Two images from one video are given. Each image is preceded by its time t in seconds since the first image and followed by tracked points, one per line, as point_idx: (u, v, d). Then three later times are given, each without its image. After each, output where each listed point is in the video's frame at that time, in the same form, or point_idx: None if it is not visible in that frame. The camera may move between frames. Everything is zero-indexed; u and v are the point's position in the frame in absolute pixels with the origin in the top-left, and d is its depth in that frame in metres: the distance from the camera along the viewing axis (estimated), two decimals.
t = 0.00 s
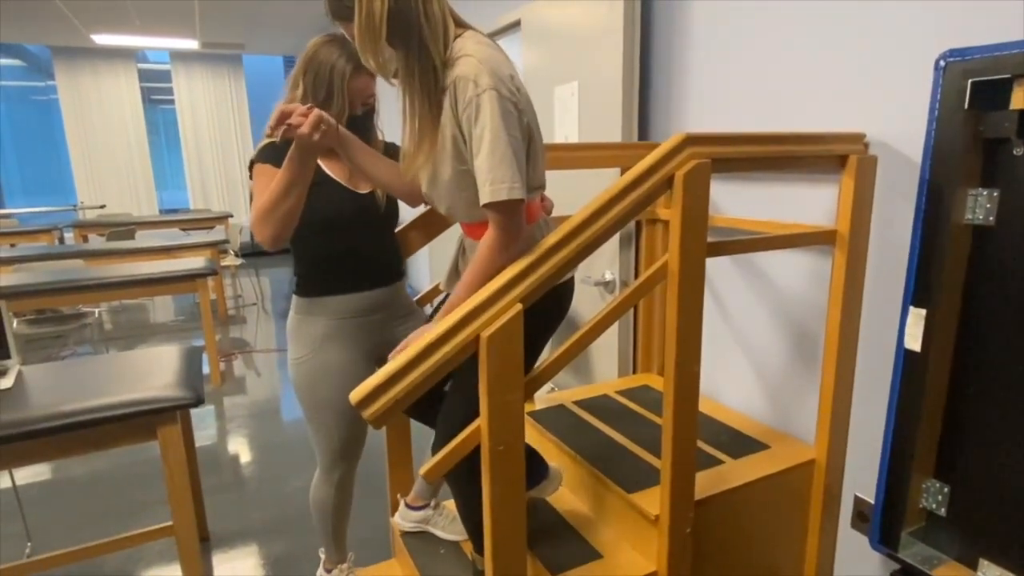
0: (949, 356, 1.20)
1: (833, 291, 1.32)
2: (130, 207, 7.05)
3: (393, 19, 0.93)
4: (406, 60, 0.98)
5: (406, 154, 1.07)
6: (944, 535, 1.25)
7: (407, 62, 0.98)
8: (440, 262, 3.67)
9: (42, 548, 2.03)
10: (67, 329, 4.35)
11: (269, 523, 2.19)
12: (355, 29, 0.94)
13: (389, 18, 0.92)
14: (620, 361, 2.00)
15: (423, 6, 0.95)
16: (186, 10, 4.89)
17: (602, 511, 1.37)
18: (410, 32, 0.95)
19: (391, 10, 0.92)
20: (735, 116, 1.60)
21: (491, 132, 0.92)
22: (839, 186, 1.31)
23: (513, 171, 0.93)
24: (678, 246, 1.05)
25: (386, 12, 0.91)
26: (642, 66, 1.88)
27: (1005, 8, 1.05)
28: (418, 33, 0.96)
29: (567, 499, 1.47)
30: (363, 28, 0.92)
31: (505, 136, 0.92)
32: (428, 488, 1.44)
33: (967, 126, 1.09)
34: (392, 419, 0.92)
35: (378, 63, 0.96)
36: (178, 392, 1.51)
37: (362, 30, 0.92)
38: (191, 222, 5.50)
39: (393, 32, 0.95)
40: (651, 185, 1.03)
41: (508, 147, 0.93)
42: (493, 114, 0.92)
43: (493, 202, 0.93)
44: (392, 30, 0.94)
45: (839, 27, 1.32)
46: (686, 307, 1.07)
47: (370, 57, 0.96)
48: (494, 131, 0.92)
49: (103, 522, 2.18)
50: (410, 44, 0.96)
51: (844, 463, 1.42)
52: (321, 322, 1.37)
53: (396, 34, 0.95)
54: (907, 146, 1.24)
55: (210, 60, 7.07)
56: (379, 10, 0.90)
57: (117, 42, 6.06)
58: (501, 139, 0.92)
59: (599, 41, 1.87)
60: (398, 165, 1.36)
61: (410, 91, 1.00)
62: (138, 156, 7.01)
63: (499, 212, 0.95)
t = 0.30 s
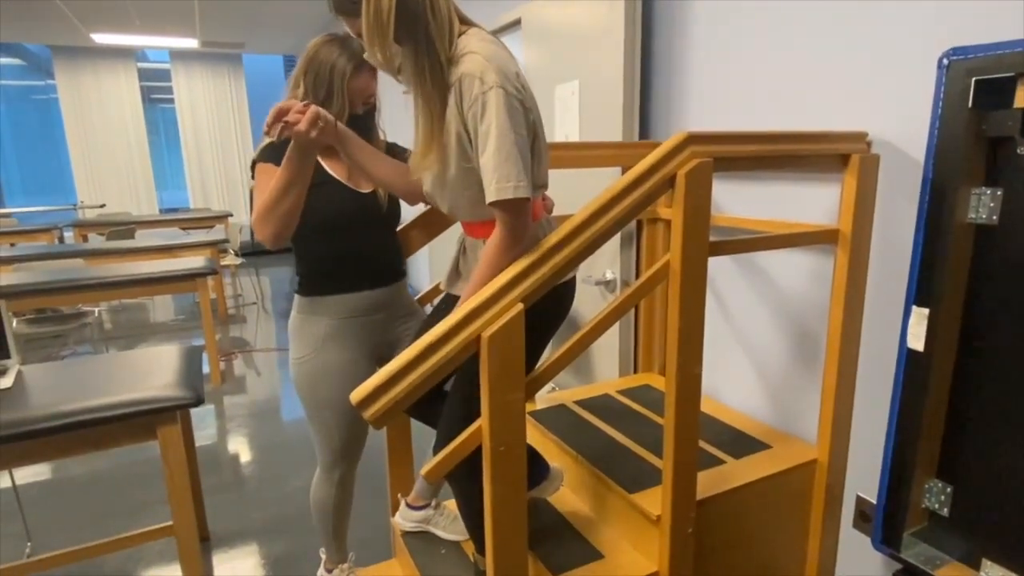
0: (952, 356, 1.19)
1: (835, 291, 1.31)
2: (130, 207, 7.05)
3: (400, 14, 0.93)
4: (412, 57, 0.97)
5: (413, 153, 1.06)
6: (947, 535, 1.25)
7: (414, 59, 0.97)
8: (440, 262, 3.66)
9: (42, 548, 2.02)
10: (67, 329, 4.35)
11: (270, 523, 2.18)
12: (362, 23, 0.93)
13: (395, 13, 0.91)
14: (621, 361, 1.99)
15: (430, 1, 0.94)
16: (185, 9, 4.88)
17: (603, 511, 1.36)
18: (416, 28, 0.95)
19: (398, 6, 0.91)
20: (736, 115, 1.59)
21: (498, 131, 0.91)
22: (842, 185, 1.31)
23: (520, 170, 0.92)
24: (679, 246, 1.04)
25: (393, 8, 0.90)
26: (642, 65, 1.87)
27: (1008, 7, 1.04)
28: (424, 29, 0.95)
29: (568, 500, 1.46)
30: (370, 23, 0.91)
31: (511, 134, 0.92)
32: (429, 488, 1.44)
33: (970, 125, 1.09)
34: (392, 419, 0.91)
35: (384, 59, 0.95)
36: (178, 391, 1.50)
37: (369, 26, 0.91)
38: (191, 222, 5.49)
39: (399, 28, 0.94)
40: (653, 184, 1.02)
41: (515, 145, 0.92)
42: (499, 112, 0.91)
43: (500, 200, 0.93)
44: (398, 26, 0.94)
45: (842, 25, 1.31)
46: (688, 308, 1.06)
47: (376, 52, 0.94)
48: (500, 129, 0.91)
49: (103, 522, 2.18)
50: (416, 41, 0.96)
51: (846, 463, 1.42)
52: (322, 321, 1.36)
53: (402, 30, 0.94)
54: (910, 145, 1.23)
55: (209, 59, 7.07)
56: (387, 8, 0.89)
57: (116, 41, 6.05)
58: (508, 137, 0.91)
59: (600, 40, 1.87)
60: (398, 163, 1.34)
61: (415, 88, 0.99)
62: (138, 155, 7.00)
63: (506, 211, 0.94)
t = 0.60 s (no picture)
0: (954, 355, 1.19)
1: (836, 291, 1.31)
2: (129, 206, 7.04)
3: (393, 13, 0.92)
4: (405, 56, 0.97)
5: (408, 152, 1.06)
6: (949, 535, 1.24)
7: (407, 58, 0.96)
8: (441, 261, 3.66)
9: (42, 549, 2.02)
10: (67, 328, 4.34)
11: (270, 523, 2.18)
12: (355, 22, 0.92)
13: (389, 11, 0.91)
14: (622, 359, 1.99)
15: None
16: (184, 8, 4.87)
17: (604, 511, 1.36)
18: (410, 26, 0.94)
19: (392, 3, 0.91)
20: (737, 113, 1.58)
21: (491, 129, 0.90)
22: (843, 184, 1.30)
23: (515, 169, 0.91)
24: (680, 245, 1.04)
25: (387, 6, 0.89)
26: (643, 63, 1.87)
27: (1011, 4, 1.04)
28: (418, 27, 0.94)
29: (568, 500, 1.46)
30: (363, 19, 0.89)
31: (506, 132, 0.91)
32: (429, 489, 1.44)
33: (972, 123, 1.08)
34: (393, 420, 0.91)
35: (377, 57, 0.95)
36: (177, 392, 1.50)
37: (363, 23, 0.90)
38: (191, 221, 5.48)
39: (393, 26, 0.93)
40: (653, 183, 1.02)
41: (510, 144, 0.91)
42: (493, 110, 0.90)
43: (496, 199, 0.92)
44: (392, 24, 0.93)
45: (844, 23, 1.31)
46: (689, 307, 1.06)
47: (370, 50, 0.94)
48: (494, 128, 0.90)
49: (103, 523, 2.17)
50: (410, 39, 0.95)
51: (847, 462, 1.41)
52: (321, 321, 1.36)
53: (396, 28, 0.94)
54: (912, 143, 1.23)
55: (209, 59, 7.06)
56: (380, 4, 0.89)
57: (115, 40, 6.04)
58: (502, 136, 0.91)
59: (600, 38, 1.86)
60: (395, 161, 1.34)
61: (409, 86, 0.98)
62: (137, 154, 6.99)
63: (504, 210, 0.93)
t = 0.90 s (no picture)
0: (955, 353, 1.18)
1: (836, 289, 1.30)
2: (128, 206, 7.03)
3: (405, 8, 0.91)
4: (414, 52, 0.96)
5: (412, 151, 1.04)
6: (950, 533, 1.24)
7: (416, 55, 0.96)
8: (440, 259, 3.65)
9: (40, 550, 2.01)
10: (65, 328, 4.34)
11: (269, 523, 2.17)
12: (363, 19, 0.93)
13: (401, 7, 0.90)
14: (621, 358, 1.98)
15: None
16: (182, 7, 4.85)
17: (603, 511, 1.35)
18: (422, 22, 0.93)
19: None
20: (736, 111, 1.58)
21: (509, 126, 0.90)
22: (843, 181, 1.29)
23: (530, 166, 0.92)
24: (679, 243, 1.03)
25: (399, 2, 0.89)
26: (641, 61, 1.86)
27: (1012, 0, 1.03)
28: (430, 23, 0.94)
29: (567, 499, 1.46)
30: (371, 17, 0.90)
31: (523, 129, 0.91)
32: (428, 489, 1.42)
33: (973, 120, 1.07)
34: (391, 420, 0.91)
35: (385, 53, 0.94)
36: (175, 392, 1.49)
37: (370, 19, 0.91)
38: (189, 221, 5.47)
39: (404, 21, 0.93)
40: (652, 181, 1.01)
41: (526, 141, 0.91)
42: (510, 107, 0.90)
43: (511, 196, 0.91)
44: (403, 21, 0.92)
45: (843, 20, 1.30)
46: (688, 306, 1.05)
47: (379, 45, 0.93)
48: (512, 124, 0.90)
49: (102, 523, 2.17)
50: (420, 35, 0.95)
51: (847, 460, 1.41)
52: (318, 320, 1.35)
53: (406, 24, 0.93)
54: (912, 141, 1.22)
55: (207, 58, 7.04)
56: (391, 1, 0.89)
57: (113, 40, 6.02)
58: (519, 133, 0.91)
59: (599, 36, 1.85)
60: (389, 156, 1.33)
61: (417, 83, 0.97)
62: (136, 154, 6.98)
63: (516, 207, 0.93)
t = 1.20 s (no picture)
0: (954, 351, 1.18)
1: (835, 286, 1.30)
2: (126, 205, 7.01)
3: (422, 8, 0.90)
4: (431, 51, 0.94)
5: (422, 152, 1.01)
6: (950, 532, 1.23)
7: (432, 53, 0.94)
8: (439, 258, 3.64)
9: (39, 551, 2.01)
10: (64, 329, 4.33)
11: (269, 523, 2.17)
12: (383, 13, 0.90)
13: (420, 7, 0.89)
14: (620, 356, 1.98)
15: None
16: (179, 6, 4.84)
17: (603, 510, 1.35)
18: (436, 22, 0.93)
19: None
20: (734, 109, 1.57)
21: (525, 126, 0.92)
22: (842, 179, 1.29)
23: (543, 165, 0.94)
24: (678, 242, 1.03)
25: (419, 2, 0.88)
26: (640, 59, 1.85)
27: None
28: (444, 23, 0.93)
29: (567, 499, 1.45)
30: (394, 11, 0.87)
31: (536, 130, 0.94)
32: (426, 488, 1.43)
33: (972, 117, 1.07)
34: (389, 421, 0.90)
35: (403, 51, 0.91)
36: (174, 393, 1.49)
37: (393, 18, 0.88)
38: (188, 220, 5.46)
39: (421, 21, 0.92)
40: (651, 180, 1.01)
41: (540, 141, 0.94)
42: (524, 107, 0.92)
43: (524, 192, 0.93)
44: (420, 20, 0.91)
45: (842, 17, 1.29)
46: (687, 304, 1.05)
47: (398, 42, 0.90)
48: (528, 125, 0.93)
49: (101, 524, 2.16)
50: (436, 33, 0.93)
51: (847, 459, 1.40)
52: (316, 319, 1.35)
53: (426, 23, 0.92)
54: (910, 138, 1.22)
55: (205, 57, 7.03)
56: None
57: (110, 39, 6.01)
58: (534, 133, 0.93)
59: (596, 34, 1.85)
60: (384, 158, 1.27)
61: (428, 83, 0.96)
62: (134, 153, 6.97)
63: (526, 202, 0.95)
